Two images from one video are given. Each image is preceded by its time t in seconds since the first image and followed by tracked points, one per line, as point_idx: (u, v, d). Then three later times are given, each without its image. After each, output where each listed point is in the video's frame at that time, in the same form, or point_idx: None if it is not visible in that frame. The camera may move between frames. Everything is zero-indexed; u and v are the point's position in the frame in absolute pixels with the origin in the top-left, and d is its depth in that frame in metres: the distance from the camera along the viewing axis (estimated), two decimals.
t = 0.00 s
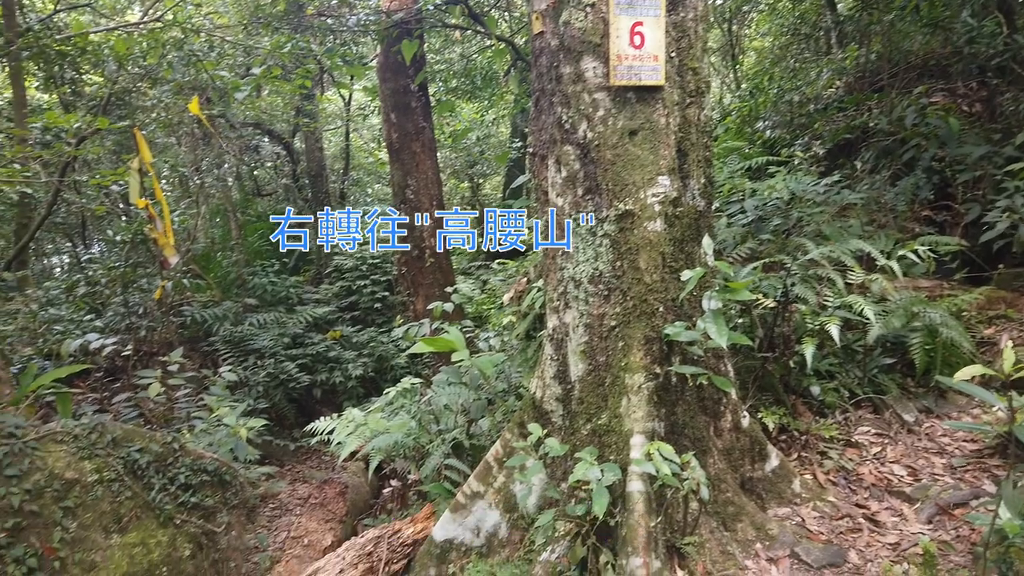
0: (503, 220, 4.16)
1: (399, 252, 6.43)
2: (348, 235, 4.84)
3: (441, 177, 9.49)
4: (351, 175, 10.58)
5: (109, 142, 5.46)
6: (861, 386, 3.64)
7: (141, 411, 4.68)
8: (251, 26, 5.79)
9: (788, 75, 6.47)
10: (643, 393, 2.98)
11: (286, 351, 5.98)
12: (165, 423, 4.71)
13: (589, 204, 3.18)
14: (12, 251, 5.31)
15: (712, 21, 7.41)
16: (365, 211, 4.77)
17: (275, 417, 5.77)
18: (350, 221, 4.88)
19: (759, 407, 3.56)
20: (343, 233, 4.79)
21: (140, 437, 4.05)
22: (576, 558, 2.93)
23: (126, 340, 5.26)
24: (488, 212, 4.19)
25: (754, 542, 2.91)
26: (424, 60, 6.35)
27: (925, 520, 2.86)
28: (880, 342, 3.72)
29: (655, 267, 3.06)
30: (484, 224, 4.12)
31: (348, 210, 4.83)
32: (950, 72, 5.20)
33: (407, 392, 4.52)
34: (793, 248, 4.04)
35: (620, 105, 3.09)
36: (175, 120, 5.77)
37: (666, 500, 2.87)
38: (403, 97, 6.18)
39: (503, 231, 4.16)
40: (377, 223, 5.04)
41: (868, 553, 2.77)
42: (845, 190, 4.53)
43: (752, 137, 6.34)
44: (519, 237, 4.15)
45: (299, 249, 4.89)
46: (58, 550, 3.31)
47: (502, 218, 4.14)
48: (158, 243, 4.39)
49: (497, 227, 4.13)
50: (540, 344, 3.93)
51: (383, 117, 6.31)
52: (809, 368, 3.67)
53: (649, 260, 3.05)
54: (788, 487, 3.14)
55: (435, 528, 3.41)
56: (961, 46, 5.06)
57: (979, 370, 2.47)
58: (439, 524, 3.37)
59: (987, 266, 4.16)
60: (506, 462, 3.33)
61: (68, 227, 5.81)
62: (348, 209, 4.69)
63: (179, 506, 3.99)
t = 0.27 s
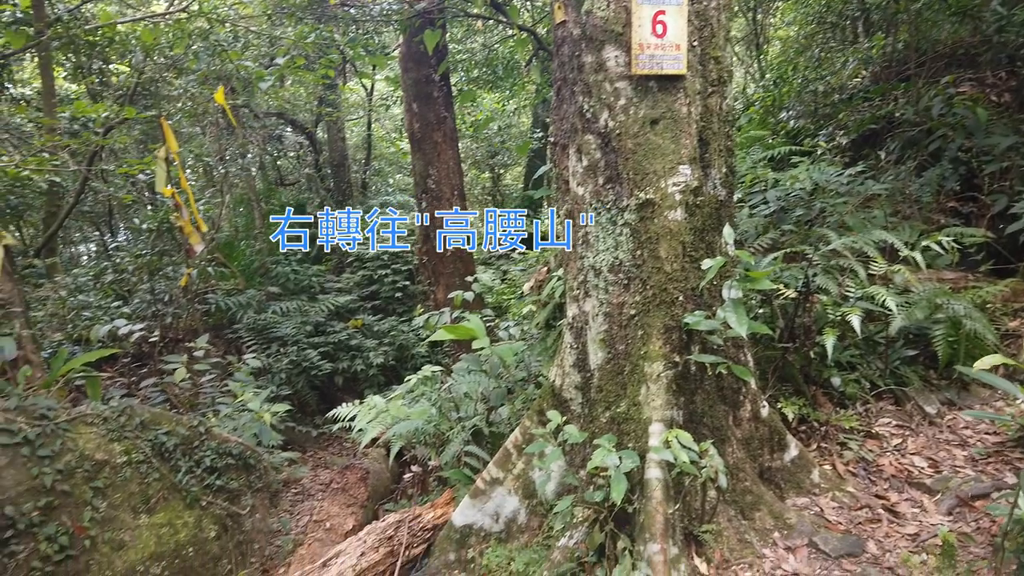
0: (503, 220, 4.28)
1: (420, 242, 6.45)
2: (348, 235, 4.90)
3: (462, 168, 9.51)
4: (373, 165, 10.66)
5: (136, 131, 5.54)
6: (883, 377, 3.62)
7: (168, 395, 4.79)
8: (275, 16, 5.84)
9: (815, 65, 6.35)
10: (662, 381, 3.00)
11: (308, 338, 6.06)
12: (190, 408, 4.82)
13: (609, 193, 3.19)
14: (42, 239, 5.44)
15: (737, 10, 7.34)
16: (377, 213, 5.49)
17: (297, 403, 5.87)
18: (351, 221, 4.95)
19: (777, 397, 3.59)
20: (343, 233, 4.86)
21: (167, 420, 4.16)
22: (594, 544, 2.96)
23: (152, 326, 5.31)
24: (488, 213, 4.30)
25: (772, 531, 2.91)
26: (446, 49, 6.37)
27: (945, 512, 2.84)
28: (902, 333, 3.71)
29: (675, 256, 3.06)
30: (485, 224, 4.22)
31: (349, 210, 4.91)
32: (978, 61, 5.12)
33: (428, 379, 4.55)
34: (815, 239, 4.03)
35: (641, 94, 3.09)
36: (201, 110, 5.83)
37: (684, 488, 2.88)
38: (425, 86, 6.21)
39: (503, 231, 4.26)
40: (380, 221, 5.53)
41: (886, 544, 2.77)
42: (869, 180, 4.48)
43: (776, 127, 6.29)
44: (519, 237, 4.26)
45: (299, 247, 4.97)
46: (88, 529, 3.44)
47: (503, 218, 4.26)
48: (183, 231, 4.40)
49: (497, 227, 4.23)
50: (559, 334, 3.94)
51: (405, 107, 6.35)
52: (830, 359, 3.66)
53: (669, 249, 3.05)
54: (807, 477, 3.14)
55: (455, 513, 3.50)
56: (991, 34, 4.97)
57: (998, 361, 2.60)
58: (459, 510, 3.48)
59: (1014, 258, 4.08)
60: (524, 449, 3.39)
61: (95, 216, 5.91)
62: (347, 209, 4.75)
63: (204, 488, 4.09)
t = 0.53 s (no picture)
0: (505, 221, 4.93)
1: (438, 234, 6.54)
2: (351, 235, 5.67)
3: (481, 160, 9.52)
4: (392, 157, 10.74)
5: (160, 123, 5.61)
6: (898, 371, 3.65)
7: (191, 383, 4.91)
8: (296, 10, 5.86)
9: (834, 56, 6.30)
10: (676, 371, 3.03)
11: (327, 328, 6.15)
12: (213, 395, 4.93)
13: (624, 185, 3.21)
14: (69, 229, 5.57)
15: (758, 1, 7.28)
16: (377, 212, 6.26)
17: (317, 392, 5.97)
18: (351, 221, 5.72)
19: (792, 389, 3.59)
20: (344, 232, 5.62)
21: (192, 407, 4.27)
22: (607, 531, 3.04)
23: (176, 316, 5.47)
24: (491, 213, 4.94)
25: (784, 521, 2.95)
26: (465, 42, 6.40)
27: (957, 504, 2.85)
28: (919, 327, 3.71)
29: (689, 249, 3.08)
30: (487, 224, 4.88)
31: (349, 212, 5.64)
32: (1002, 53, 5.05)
33: (444, 369, 4.63)
34: (832, 232, 4.03)
35: (657, 88, 3.11)
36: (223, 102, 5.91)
37: (696, 477, 2.92)
38: (444, 79, 6.25)
39: (504, 232, 4.90)
40: (381, 219, 6.25)
41: (898, 534, 2.78)
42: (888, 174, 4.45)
43: (795, 120, 6.26)
44: (519, 237, 4.87)
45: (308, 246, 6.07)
46: (116, 511, 3.56)
47: (504, 219, 4.90)
48: (207, 223, 4.50)
49: (500, 227, 4.90)
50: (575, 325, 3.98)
51: (425, 100, 6.39)
52: (846, 353, 3.68)
53: (683, 241, 3.08)
54: (819, 469, 3.17)
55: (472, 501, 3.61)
56: (1015, 26, 4.90)
57: (1006, 352, 2.53)
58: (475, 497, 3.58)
59: None
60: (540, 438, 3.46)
61: (119, 206, 6.14)
62: (347, 212, 5.51)
63: (227, 473, 4.20)
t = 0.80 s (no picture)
0: (504, 220, 5.09)
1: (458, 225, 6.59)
2: (348, 235, 5.37)
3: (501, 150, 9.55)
4: (412, 147, 10.80)
5: (185, 114, 5.70)
6: (913, 363, 3.66)
7: (215, 369, 5.04)
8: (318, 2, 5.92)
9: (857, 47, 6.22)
10: (688, 361, 3.11)
11: (348, 318, 6.25)
12: (237, 381, 5.06)
13: (638, 177, 3.25)
14: (97, 219, 5.72)
15: None
16: (376, 212, 6.39)
17: (337, 380, 6.09)
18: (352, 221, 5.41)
19: (804, 379, 3.65)
20: (343, 233, 5.34)
21: (216, 393, 4.39)
22: (620, 516, 3.17)
23: (201, 304, 5.59)
24: (491, 214, 5.11)
25: (795, 509, 3.03)
26: (485, 33, 6.41)
27: (970, 495, 2.92)
28: (936, 320, 3.72)
29: (702, 240, 3.14)
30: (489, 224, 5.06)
31: (348, 210, 5.37)
32: None
33: (462, 358, 4.72)
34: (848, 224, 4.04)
35: (671, 81, 3.15)
36: (245, 93, 6.05)
37: (707, 465, 3.05)
38: (464, 71, 6.28)
39: (504, 231, 5.09)
40: (380, 221, 6.51)
41: (909, 524, 2.86)
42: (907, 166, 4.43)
43: (816, 111, 6.20)
44: (518, 236, 5.06)
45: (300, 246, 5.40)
46: (143, 492, 3.71)
47: (504, 218, 5.07)
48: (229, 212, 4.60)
49: (499, 227, 5.06)
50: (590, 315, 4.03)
51: (444, 92, 6.43)
52: (861, 344, 3.72)
53: (696, 233, 3.13)
54: (831, 459, 3.24)
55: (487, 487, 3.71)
56: None
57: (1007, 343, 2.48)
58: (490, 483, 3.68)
59: None
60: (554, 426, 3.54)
61: (145, 195, 6.25)
62: (346, 212, 5.23)
63: (250, 457, 4.31)
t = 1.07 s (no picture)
0: (505, 221, 5.39)
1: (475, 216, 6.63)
2: (349, 235, 5.32)
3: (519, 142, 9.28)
4: (431, 139, 10.84)
5: (208, 105, 5.81)
6: (930, 354, 3.71)
7: (236, 356, 5.15)
8: None
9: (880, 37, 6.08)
10: (701, 349, 3.15)
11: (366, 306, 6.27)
12: (258, 368, 5.17)
13: (653, 168, 3.27)
14: (122, 208, 5.84)
15: None
16: (376, 212, 5.93)
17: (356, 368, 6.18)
18: (351, 221, 5.37)
19: (819, 369, 3.70)
20: (343, 233, 5.31)
21: (238, 378, 4.50)
22: (633, 503, 3.23)
23: (222, 293, 5.72)
24: (492, 214, 5.43)
25: (807, 498, 3.09)
26: (503, 24, 6.42)
27: (983, 485, 2.96)
28: (953, 311, 3.73)
29: (716, 230, 3.17)
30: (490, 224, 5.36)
31: (348, 211, 5.34)
32: None
33: (479, 347, 4.76)
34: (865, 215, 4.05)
35: (686, 72, 3.17)
36: (267, 84, 6.13)
37: (720, 453, 3.11)
38: (482, 62, 6.30)
39: (505, 232, 5.35)
40: (381, 224, 6.18)
41: (921, 513, 2.91)
42: (926, 156, 4.42)
43: (837, 102, 6.15)
44: (518, 236, 5.29)
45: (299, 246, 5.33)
46: (168, 474, 3.85)
47: (504, 219, 5.38)
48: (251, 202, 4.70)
49: (501, 228, 5.34)
50: (606, 305, 4.07)
51: (463, 83, 6.46)
52: (877, 335, 3.75)
53: (710, 223, 3.16)
54: (845, 448, 3.29)
55: (503, 473, 3.79)
56: None
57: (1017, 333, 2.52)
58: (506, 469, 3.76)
59: None
60: (569, 414, 3.61)
61: (168, 185, 6.37)
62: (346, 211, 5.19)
63: (271, 442, 4.40)
